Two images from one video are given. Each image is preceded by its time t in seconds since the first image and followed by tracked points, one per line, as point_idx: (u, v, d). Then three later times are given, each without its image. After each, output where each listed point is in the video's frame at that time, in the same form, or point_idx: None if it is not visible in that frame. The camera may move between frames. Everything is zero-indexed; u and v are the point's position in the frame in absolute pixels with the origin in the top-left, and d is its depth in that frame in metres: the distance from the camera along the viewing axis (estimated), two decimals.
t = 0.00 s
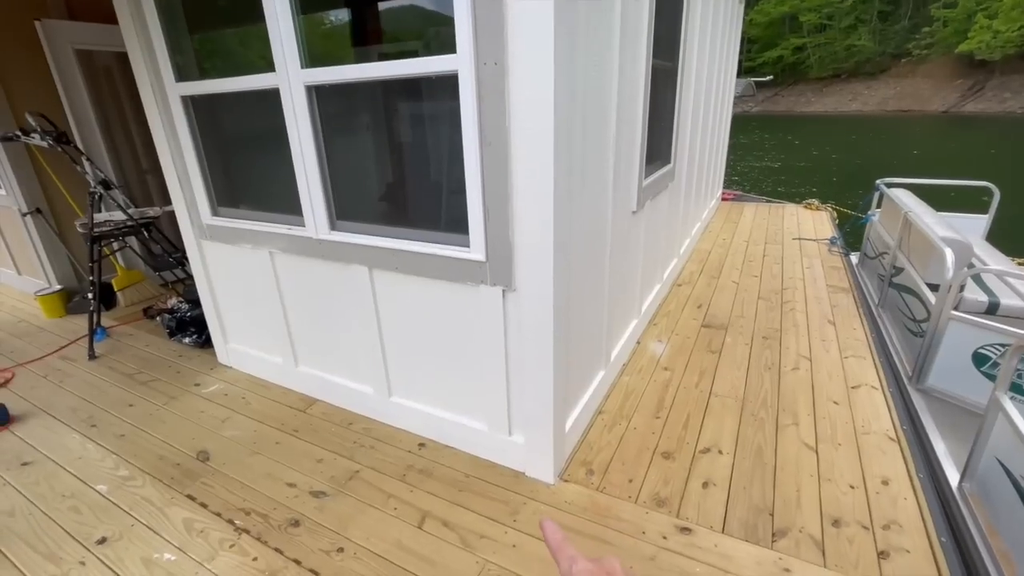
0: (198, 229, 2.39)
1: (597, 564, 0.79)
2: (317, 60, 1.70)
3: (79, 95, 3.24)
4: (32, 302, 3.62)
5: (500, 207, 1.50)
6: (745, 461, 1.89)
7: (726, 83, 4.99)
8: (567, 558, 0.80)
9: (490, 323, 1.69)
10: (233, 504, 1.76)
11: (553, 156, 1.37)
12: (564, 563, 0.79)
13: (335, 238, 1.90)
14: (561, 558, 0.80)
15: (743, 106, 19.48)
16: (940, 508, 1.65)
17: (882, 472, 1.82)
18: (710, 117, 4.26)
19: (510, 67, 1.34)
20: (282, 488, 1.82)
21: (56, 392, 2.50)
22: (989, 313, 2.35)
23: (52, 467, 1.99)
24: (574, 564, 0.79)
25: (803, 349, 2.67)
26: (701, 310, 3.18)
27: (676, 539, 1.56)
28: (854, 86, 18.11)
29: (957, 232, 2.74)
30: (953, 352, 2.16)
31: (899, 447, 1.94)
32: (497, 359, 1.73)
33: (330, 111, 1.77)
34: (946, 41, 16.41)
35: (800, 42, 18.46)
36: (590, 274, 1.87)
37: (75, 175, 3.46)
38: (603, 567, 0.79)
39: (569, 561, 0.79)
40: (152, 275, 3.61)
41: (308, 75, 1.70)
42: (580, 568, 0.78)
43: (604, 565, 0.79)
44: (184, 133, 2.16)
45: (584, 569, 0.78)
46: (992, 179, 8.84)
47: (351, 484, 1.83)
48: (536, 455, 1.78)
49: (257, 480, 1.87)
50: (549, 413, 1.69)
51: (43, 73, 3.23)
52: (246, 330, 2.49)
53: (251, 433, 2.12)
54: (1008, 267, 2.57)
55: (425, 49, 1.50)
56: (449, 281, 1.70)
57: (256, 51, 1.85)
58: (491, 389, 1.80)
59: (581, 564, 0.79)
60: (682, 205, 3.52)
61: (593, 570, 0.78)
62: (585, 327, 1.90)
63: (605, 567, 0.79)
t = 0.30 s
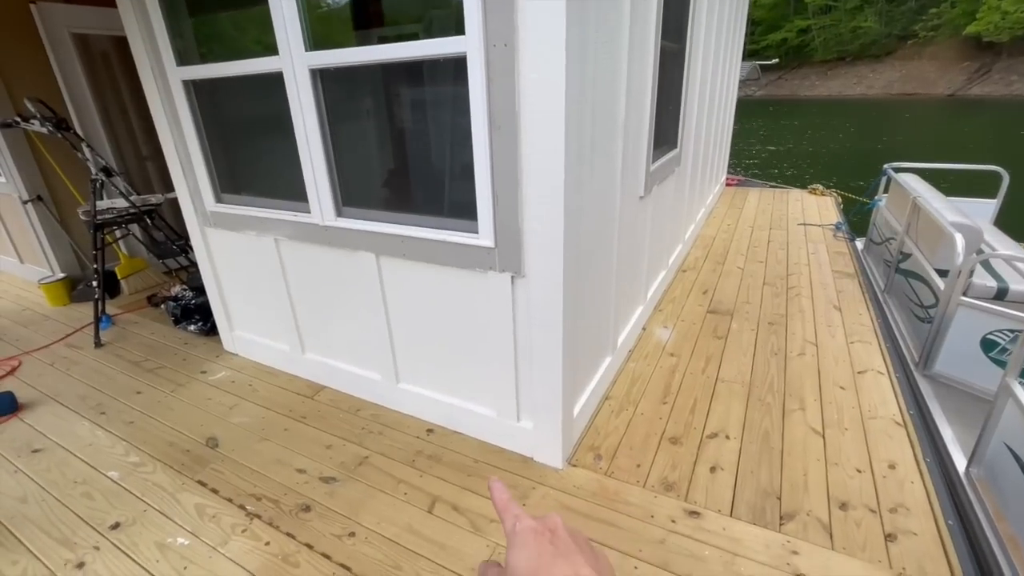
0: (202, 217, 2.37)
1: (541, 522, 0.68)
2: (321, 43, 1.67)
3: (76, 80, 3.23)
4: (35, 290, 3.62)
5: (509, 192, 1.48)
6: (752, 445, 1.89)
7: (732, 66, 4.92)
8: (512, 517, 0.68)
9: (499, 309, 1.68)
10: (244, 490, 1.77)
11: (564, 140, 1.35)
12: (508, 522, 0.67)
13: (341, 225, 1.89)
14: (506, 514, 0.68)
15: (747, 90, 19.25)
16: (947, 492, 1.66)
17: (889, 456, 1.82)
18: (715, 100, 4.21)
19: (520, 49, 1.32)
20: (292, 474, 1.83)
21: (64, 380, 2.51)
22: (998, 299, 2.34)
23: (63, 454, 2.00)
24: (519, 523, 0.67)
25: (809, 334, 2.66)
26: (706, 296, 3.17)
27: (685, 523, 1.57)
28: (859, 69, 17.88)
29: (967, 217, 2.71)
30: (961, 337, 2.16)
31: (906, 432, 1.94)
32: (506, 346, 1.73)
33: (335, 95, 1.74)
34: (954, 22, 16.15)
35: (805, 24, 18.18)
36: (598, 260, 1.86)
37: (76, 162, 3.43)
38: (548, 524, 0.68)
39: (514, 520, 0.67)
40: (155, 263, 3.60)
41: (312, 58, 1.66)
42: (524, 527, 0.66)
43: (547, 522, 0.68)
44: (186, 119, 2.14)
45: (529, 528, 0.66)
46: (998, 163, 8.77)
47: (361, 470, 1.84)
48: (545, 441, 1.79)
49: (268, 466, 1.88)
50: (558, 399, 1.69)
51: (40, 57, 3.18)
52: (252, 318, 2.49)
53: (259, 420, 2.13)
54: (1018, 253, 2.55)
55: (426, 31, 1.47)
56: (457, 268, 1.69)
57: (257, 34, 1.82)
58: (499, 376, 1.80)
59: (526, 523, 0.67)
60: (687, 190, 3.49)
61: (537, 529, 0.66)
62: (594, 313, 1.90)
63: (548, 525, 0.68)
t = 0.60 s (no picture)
0: (204, 209, 2.37)
1: (467, 482, 0.62)
2: (323, 33, 1.65)
3: (75, 70, 3.19)
4: (36, 282, 3.61)
5: (514, 184, 1.48)
6: (754, 436, 1.91)
7: (735, 57, 4.89)
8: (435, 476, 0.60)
9: (503, 301, 1.69)
10: (250, 480, 1.78)
11: (570, 132, 1.35)
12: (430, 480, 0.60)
13: (345, 216, 1.89)
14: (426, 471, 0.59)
15: (748, 80, 19.13)
16: (947, 482, 1.67)
17: (890, 447, 1.84)
18: (718, 91, 4.18)
19: (526, 39, 1.31)
20: (298, 465, 1.85)
21: (67, 371, 2.52)
22: (1001, 291, 2.35)
23: (69, 445, 2.01)
24: (445, 484, 0.59)
25: (811, 326, 2.68)
26: (708, 287, 3.18)
27: (687, 512, 1.59)
28: (861, 59, 17.77)
29: (971, 209, 2.71)
30: (963, 329, 2.17)
31: (907, 423, 1.96)
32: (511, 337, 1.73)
33: (338, 86, 1.73)
34: (957, 12, 16.03)
35: (808, 13, 18.03)
36: (602, 252, 1.86)
37: (75, 153, 3.41)
38: (473, 483, 0.62)
39: (440, 481, 0.59)
40: (156, 255, 3.59)
41: (315, 48, 1.65)
42: (449, 488, 0.60)
43: (472, 482, 0.63)
44: (187, 110, 2.12)
45: (455, 489, 0.60)
46: (1001, 154, 8.75)
47: (366, 460, 1.85)
48: (549, 431, 1.80)
49: (273, 457, 1.89)
50: (562, 391, 1.70)
51: (37, 47, 3.15)
52: (255, 310, 2.49)
53: (264, 411, 2.14)
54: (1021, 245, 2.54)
55: (426, 21, 1.46)
56: (462, 260, 1.69)
57: (259, 24, 1.80)
58: (503, 367, 1.81)
59: (451, 483, 0.60)
60: (689, 182, 3.49)
61: (463, 489, 0.61)
62: (597, 306, 1.90)
63: (475, 485, 0.63)
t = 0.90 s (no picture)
0: (201, 205, 2.36)
1: (410, 443, 0.64)
2: (321, 28, 1.64)
3: (68, 64, 3.16)
4: (29, 278, 3.58)
5: (513, 181, 1.48)
6: (750, 431, 1.93)
7: (732, 53, 4.90)
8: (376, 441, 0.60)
9: (502, 297, 1.69)
10: (248, 476, 1.79)
11: (570, 129, 1.35)
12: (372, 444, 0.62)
13: (343, 212, 1.88)
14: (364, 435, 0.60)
15: (744, 77, 19.15)
16: (940, 477, 1.70)
17: (883, 441, 1.86)
18: (715, 88, 4.19)
19: (526, 35, 1.31)
20: (297, 461, 1.85)
21: (63, 367, 2.51)
22: (994, 289, 2.37)
23: (66, 441, 2.00)
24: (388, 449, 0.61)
25: (806, 322, 2.70)
26: (704, 284, 3.20)
27: (684, 506, 1.60)
28: (856, 56, 17.82)
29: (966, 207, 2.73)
30: (957, 326, 2.19)
31: (900, 418, 1.99)
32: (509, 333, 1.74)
33: (337, 82, 1.72)
34: (952, 9, 16.09)
35: (804, 10, 18.05)
36: (601, 249, 1.87)
37: (69, 148, 3.38)
38: (416, 446, 0.64)
39: (383, 444, 0.60)
40: (151, 250, 3.57)
41: (313, 43, 1.64)
42: (392, 452, 0.61)
43: (416, 443, 0.64)
44: (183, 104, 2.11)
45: (398, 452, 0.61)
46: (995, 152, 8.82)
47: (365, 456, 1.86)
48: (547, 427, 1.81)
49: (272, 453, 1.89)
50: (560, 387, 1.71)
51: (29, 40, 3.11)
52: (252, 306, 2.49)
53: (262, 407, 2.14)
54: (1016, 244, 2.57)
55: (423, 18, 1.46)
56: (460, 256, 1.69)
57: (255, 18, 1.79)
58: (501, 363, 1.82)
59: (394, 446, 0.62)
60: (686, 178, 3.50)
61: (407, 452, 0.63)
62: (596, 302, 1.91)
63: (419, 446, 0.65)
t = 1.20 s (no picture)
0: (190, 203, 2.33)
1: (465, 456, 0.66)
2: (312, 26, 1.63)
3: (54, 60, 3.11)
4: (14, 278, 3.53)
5: (506, 180, 1.48)
6: (740, 429, 1.94)
7: (723, 55, 4.93)
8: (431, 452, 0.62)
9: (495, 296, 1.69)
10: (239, 477, 1.77)
11: (562, 129, 1.36)
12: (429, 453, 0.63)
13: (334, 211, 1.87)
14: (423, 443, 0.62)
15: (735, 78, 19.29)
16: (927, 473, 1.72)
17: (871, 438, 1.89)
18: (705, 89, 4.22)
19: (519, 35, 1.31)
20: (288, 461, 1.84)
21: (49, 368, 2.47)
22: (981, 289, 2.40)
23: (52, 443, 1.97)
24: (443, 460, 0.63)
25: (795, 321, 2.73)
26: (695, 283, 3.22)
27: (676, 504, 1.61)
28: (845, 59, 18.01)
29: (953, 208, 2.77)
30: (944, 325, 2.23)
31: (888, 415, 2.01)
32: (502, 332, 1.74)
33: (328, 80, 1.72)
34: (939, 13, 16.32)
35: (794, 12, 18.22)
36: (593, 248, 1.88)
37: (54, 145, 3.33)
38: (470, 458, 0.66)
39: (438, 456, 0.62)
40: (139, 250, 3.53)
41: (305, 41, 1.63)
42: (448, 463, 0.63)
43: (469, 456, 0.66)
44: (172, 102, 2.09)
45: (453, 464, 0.63)
46: (981, 154, 8.96)
47: (357, 456, 1.85)
48: (540, 426, 1.82)
49: (263, 453, 1.88)
50: (553, 386, 1.71)
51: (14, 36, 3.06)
52: (243, 306, 2.47)
53: (253, 407, 2.13)
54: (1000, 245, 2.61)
55: (414, 17, 1.46)
56: (453, 255, 1.69)
57: (246, 16, 1.77)
58: (494, 362, 1.82)
59: (449, 457, 0.64)
60: (677, 179, 3.52)
61: (462, 463, 0.65)
62: (588, 301, 1.92)
63: (473, 459, 0.66)
